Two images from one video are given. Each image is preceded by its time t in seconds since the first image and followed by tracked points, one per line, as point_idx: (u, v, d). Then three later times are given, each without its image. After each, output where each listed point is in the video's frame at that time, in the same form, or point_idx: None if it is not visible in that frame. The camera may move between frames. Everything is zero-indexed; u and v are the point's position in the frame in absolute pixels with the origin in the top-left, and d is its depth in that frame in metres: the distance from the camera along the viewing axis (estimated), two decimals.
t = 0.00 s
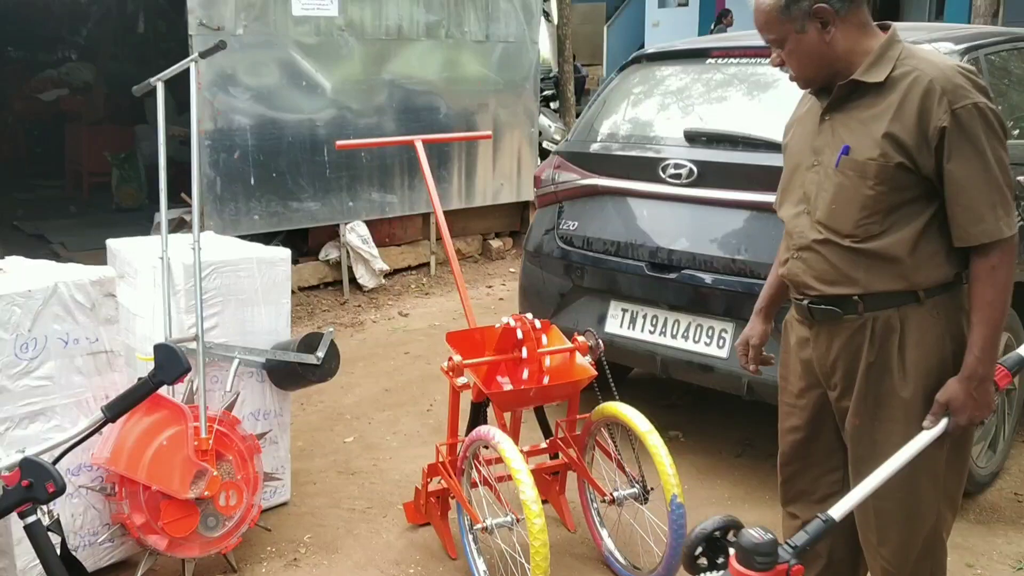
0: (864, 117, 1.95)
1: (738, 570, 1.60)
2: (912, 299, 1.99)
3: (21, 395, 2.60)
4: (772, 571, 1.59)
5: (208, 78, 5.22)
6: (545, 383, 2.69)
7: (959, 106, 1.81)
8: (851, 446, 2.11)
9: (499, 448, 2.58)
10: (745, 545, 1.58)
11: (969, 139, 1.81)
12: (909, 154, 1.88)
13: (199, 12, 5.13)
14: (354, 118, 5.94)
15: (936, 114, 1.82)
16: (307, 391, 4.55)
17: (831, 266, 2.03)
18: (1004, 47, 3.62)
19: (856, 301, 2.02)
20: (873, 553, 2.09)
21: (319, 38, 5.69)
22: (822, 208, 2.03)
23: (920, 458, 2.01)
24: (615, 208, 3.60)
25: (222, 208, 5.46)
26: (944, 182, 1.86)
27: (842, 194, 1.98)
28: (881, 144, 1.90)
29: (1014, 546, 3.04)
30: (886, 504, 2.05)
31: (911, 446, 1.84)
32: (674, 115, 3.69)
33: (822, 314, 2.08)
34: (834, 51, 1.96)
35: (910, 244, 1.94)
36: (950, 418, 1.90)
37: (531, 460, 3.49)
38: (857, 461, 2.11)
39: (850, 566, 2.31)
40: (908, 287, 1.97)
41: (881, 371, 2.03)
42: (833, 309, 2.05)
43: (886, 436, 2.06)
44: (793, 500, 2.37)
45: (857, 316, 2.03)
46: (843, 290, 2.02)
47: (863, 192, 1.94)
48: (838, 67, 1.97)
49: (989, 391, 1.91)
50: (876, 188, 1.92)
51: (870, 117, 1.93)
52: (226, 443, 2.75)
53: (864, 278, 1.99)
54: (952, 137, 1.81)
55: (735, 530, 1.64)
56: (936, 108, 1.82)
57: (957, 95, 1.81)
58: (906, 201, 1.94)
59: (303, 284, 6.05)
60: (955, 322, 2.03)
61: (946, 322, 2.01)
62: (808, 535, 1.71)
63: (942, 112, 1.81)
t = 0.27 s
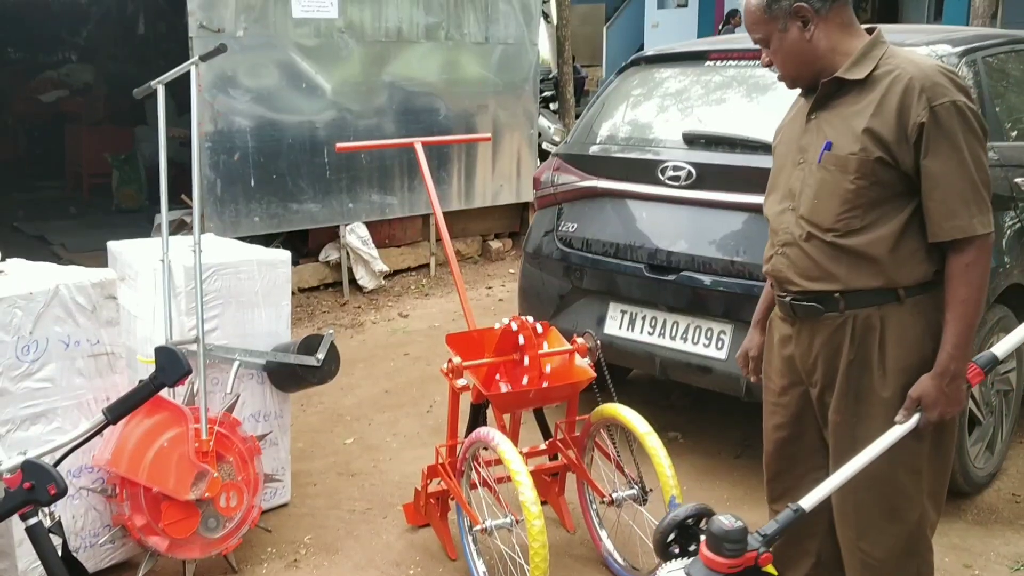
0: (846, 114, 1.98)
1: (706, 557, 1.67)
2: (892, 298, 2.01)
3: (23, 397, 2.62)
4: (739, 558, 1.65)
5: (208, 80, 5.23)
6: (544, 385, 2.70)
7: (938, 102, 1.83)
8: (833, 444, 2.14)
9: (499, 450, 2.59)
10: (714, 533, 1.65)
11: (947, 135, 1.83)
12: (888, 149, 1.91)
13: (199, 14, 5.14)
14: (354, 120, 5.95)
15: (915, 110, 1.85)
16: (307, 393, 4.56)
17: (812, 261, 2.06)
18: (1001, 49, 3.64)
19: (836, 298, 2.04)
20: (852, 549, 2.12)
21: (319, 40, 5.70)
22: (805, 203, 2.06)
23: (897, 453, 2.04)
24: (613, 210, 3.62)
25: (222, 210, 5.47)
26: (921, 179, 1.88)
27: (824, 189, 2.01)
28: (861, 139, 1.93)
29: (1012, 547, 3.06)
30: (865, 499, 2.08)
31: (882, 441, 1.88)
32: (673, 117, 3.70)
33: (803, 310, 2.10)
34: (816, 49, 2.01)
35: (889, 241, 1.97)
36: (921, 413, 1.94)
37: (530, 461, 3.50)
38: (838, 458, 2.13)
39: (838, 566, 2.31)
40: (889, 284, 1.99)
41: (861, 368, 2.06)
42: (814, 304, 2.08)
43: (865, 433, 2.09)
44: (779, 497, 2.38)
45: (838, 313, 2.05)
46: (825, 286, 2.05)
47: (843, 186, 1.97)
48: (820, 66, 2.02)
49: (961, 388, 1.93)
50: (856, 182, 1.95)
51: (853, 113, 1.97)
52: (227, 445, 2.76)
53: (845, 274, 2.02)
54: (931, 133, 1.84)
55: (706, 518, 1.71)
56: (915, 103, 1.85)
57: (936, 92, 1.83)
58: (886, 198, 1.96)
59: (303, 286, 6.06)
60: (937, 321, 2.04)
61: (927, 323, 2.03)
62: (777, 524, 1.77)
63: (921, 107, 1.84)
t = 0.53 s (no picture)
0: (829, 115, 2.00)
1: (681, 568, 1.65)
2: (866, 301, 2.02)
3: (15, 406, 2.61)
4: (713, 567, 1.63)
5: (199, 87, 5.23)
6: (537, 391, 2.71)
7: (912, 103, 1.84)
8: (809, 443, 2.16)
9: (493, 456, 2.60)
10: (688, 539, 1.64)
11: (920, 136, 1.83)
12: (864, 150, 1.92)
13: (190, 22, 5.14)
14: (346, 127, 5.96)
15: (889, 109, 1.86)
16: (301, 400, 4.55)
17: (790, 259, 2.09)
18: (990, 54, 3.66)
19: (810, 298, 2.06)
20: (827, 551, 2.13)
21: (310, 47, 5.71)
22: (785, 202, 2.09)
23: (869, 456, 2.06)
24: (605, 215, 3.63)
25: (214, 218, 5.46)
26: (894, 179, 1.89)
27: (803, 188, 2.03)
28: (837, 139, 1.95)
29: (1004, 549, 3.07)
30: (838, 501, 2.10)
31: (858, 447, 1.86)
32: (665, 122, 3.72)
33: (780, 308, 2.13)
34: (805, 52, 2.04)
35: (865, 242, 1.97)
36: (896, 418, 1.92)
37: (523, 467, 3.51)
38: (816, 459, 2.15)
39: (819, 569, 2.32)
40: (862, 286, 2.00)
41: (833, 370, 2.08)
42: (789, 302, 2.10)
43: (838, 435, 2.11)
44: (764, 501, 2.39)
45: (812, 313, 2.07)
46: (800, 285, 2.07)
47: (819, 183, 1.99)
48: (811, 68, 2.05)
49: (935, 393, 1.92)
50: (832, 180, 1.96)
51: (834, 114, 1.99)
52: (220, 453, 2.75)
53: (820, 274, 2.03)
54: (904, 133, 1.84)
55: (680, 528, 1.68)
56: (890, 102, 1.87)
57: (912, 92, 1.84)
58: (862, 200, 1.97)
59: (296, 293, 6.05)
60: (913, 328, 2.04)
61: (903, 330, 2.03)
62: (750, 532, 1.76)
63: (895, 107, 1.85)
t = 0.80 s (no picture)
0: (813, 124, 2.02)
1: None
2: (858, 308, 2.02)
3: (7, 417, 2.60)
4: None
5: (192, 96, 5.23)
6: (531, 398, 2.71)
7: (889, 107, 1.86)
8: (803, 449, 2.18)
9: (487, 464, 2.60)
10: (672, 551, 1.67)
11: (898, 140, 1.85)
12: (847, 156, 1.94)
13: (182, 31, 5.15)
14: (339, 135, 5.96)
15: (868, 114, 1.89)
16: (294, 408, 4.55)
17: (782, 268, 2.10)
18: (980, 60, 3.68)
19: (804, 306, 2.07)
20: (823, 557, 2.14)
21: (303, 55, 5.71)
22: (775, 212, 2.11)
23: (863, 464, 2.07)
24: (598, 222, 3.64)
25: (207, 226, 5.46)
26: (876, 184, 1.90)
27: (791, 199, 2.05)
28: (821, 147, 1.97)
29: (998, 553, 3.08)
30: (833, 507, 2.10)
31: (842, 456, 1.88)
32: (657, 129, 3.73)
33: (776, 317, 2.13)
34: (789, 62, 2.05)
35: (853, 249, 1.98)
36: (883, 423, 1.91)
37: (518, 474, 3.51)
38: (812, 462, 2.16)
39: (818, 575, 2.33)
40: (853, 292, 2.01)
41: (829, 377, 2.09)
42: (783, 311, 2.11)
43: (832, 441, 2.13)
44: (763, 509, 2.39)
45: (807, 322, 2.08)
46: (794, 294, 2.08)
47: (805, 192, 2.01)
48: (795, 79, 2.07)
49: (922, 397, 1.91)
50: (817, 188, 1.98)
51: (817, 124, 2.01)
52: (214, 462, 2.74)
53: (812, 282, 2.04)
54: (882, 137, 1.86)
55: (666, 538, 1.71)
56: (868, 107, 1.89)
57: (888, 97, 1.86)
58: (848, 207, 1.98)
59: (289, 301, 6.04)
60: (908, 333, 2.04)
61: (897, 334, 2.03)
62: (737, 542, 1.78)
63: (873, 112, 1.88)
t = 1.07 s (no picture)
0: (763, 157, 2.06)
1: (679, 561, 1.70)
2: (873, 308, 2.01)
3: (3, 421, 2.60)
4: (708, 558, 1.68)
5: (188, 100, 5.23)
6: (528, 401, 2.71)
7: (824, 115, 1.89)
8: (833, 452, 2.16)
9: (484, 467, 2.60)
10: (681, 532, 1.69)
11: (844, 140, 1.88)
12: (805, 174, 1.96)
13: (179, 35, 5.15)
14: (335, 139, 5.96)
15: (807, 127, 1.92)
16: (291, 412, 4.54)
17: (783, 299, 2.10)
18: (974, 64, 3.70)
19: (823, 324, 2.07)
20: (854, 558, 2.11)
21: (299, 59, 5.72)
22: (756, 247, 2.12)
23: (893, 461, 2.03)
24: (595, 225, 3.64)
25: (203, 230, 5.46)
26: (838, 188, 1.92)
27: (767, 232, 2.07)
28: (778, 174, 1.99)
29: (995, 556, 3.08)
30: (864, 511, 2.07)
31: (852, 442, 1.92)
32: (653, 133, 3.74)
33: (800, 343, 2.13)
34: (725, 102, 2.10)
35: (844, 256, 1.98)
36: (893, 406, 1.94)
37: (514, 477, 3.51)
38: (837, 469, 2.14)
39: None
40: (860, 296, 2.00)
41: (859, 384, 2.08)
42: (805, 335, 2.11)
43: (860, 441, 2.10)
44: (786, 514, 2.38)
45: (830, 337, 2.07)
46: (806, 317, 2.07)
47: (779, 220, 2.02)
48: (732, 118, 2.12)
49: (928, 374, 1.92)
50: (789, 212, 2.00)
51: (765, 154, 2.04)
52: (210, 466, 2.74)
53: (820, 301, 2.04)
54: (826, 144, 1.90)
55: (679, 521, 1.74)
56: (806, 122, 1.93)
57: (820, 106, 1.90)
58: (826, 219, 1.99)
59: (285, 305, 6.04)
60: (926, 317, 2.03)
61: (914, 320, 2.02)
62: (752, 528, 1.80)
63: (810, 125, 1.91)
